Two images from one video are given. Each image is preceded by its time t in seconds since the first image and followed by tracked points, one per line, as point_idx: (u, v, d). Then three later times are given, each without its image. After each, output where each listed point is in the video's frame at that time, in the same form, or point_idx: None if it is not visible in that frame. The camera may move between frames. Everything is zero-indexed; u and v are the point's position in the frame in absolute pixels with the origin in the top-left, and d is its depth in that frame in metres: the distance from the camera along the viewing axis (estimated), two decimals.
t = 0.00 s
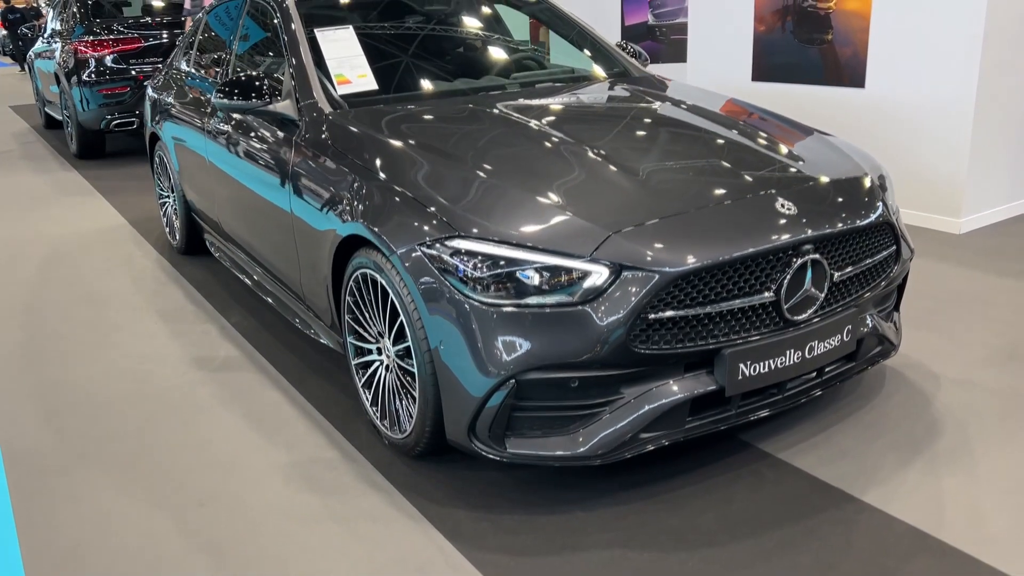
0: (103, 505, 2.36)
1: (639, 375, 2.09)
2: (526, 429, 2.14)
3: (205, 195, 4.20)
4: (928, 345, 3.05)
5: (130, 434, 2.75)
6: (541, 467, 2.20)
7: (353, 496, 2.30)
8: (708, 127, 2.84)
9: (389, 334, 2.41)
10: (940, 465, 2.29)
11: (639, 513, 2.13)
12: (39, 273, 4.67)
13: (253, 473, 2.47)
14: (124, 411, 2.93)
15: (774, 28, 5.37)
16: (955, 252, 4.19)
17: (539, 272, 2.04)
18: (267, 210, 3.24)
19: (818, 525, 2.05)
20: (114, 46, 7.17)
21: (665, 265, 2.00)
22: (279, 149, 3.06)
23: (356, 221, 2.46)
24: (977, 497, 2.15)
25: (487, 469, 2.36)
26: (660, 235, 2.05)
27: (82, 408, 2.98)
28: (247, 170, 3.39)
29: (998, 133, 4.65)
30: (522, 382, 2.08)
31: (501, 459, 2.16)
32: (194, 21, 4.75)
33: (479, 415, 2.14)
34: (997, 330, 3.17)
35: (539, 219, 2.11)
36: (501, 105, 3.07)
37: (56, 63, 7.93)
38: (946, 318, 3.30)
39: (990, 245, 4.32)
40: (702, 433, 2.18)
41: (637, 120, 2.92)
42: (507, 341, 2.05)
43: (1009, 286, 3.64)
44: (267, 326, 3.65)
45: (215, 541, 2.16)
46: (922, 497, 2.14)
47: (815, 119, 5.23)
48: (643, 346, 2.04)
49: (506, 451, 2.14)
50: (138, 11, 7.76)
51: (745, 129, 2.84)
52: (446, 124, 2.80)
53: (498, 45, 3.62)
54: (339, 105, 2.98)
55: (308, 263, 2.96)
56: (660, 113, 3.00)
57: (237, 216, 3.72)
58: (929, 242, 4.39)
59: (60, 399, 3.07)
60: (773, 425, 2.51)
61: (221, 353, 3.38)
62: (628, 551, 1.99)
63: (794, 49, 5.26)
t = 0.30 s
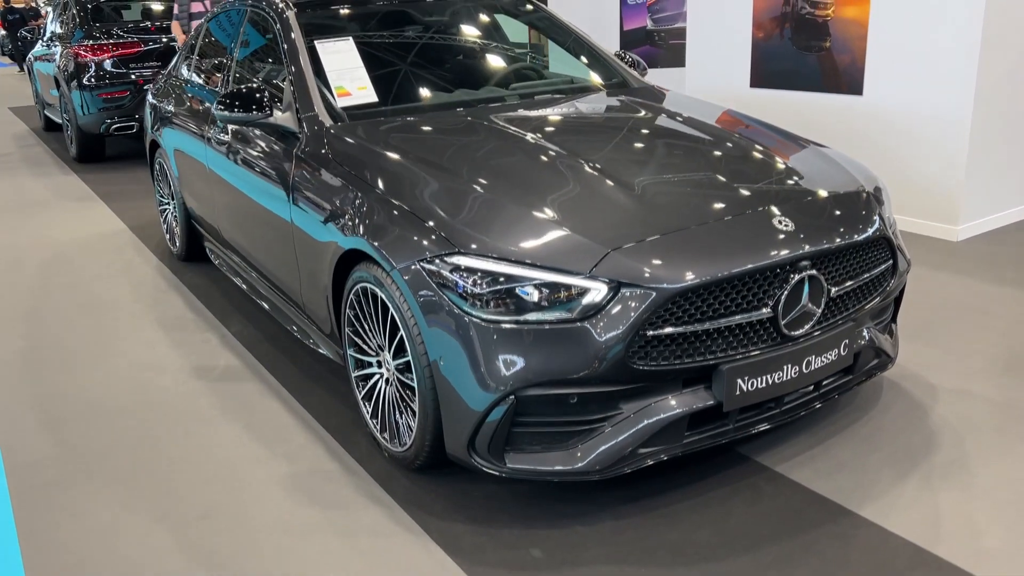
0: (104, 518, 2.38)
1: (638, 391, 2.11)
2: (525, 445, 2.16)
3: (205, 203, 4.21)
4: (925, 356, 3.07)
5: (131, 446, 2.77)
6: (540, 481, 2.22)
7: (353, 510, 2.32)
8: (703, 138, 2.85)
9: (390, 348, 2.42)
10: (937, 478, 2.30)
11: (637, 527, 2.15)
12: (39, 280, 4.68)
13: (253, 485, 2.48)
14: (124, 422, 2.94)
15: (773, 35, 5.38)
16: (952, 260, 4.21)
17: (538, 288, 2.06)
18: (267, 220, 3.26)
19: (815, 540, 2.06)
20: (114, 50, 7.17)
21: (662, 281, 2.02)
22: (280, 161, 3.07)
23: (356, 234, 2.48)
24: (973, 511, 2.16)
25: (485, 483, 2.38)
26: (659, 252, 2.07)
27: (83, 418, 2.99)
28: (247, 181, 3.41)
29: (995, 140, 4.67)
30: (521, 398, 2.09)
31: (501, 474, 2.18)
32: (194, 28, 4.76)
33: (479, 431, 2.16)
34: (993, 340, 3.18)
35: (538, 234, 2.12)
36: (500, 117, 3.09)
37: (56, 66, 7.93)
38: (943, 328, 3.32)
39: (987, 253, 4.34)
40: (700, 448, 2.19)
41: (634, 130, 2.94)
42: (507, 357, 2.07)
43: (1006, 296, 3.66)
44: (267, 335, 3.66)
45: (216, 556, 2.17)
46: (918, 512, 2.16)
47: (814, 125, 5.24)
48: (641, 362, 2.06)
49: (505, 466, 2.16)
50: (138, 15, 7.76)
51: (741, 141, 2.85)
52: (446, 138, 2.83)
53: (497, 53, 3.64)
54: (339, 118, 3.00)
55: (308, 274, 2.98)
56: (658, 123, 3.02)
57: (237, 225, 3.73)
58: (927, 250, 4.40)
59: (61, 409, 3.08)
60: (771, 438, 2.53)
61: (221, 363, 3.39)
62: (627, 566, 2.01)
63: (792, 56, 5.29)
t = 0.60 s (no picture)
0: (106, 530, 2.39)
1: (636, 406, 2.12)
2: (524, 458, 2.17)
3: (204, 210, 4.22)
4: (923, 365, 3.08)
5: (132, 457, 2.77)
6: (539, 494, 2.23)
7: (354, 522, 2.33)
8: (700, 149, 2.87)
9: (390, 361, 2.43)
10: (934, 491, 2.32)
11: (636, 540, 2.16)
12: (39, 286, 4.69)
13: (254, 497, 2.49)
14: (125, 432, 2.95)
15: (771, 41, 5.40)
16: (949, 267, 4.22)
17: (536, 303, 2.07)
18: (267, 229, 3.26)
19: (813, 554, 2.08)
20: (113, 54, 7.17)
21: (660, 296, 2.03)
22: (280, 171, 3.08)
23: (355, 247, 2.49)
24: (969, 524, 2.18)
25: (485, 495, 2.39)
26: (657, 266, 2.08)
27: (84, 429, 3.00)
28: (246, 189, 3.42)
29: (993, 148, 4.69)
30: (521, 413, 2.10)
31: (501, 487, 2.19)
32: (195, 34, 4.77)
33: (478, 444, 2.17)
34: (989, 350, 3.20)
35: (536, 249, 2.13)
36: (498, 127, 3.10)
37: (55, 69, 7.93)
38: (940, 337, 3.33)
39: (985, 260, 4.35)
40: (698, 462, 2.20)
41: (632, 140, 2.95)
42: (506, 372, 2.08)
43: (1003, 303, 3.67)
44: (267, 344, 3.67)
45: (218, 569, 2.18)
46: (915, 525, 2.17)
47: (812, 131, 5.26)
48: (639, 377, 2.07)
49: (505, 479, 2.17)
50: (137, 18, 7.77)
51: (737, 152, 2.87)
52: (443, 148, 2.84)
53: (495, 60, 3.66)
54: (339, 129, 3.02)
55: (308, 284, 2.99)
56: (657, 132, 3.04)
57: (236, 232, 3.74)
58: (924, 257, 4.42)
59: (63, 419, 3.09)
60: (769, 450, 2.54)
61: (222, 372, 3.40)
62: None
63: (791, 62, 5.30)
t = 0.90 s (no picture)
0: (106, 539, 2.41)
1: (634, 419, 2.13)
2: (522, 470, 2.19)
3: (203, 217, 4.23)
4: (920, 374, 3.09)
5: (133, 466, 2.79)
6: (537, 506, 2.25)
7: (353, 533, 2.34)
8: (698, 159, 2.88)
9: (389, 372, 2.45)
10: (929, 502, 2.33)
11: (634, 551, 2.17)
12: (40, 291, 4.70)
13: (254, 506, 2.51)
14: (126, 440, 2.97)
15: (770, 47, 5.41)
16: (946, 273, 4.24)
17: (535, 316, 2.08)
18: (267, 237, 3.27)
19: (808, 566, 2.09)
20: (113, 56, 7.18)
21: (658, 310, 2.04)
22: (280, 181, 3.09)
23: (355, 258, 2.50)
24: (964, 536, 2.19)
25: (484, 505, 2.41)
26: (655, 280, 2.10)
27: (85, 436, 3.02)
28: (246, 197, 3.42)
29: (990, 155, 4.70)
30: (519, 426, 2.12)
31: (498, 499, 2.21)
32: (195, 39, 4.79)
33: (477, 456, 2.18)
34: (986, 358, 3.21)
35: (535, 262, 2.15)
36: (497, 136, 3.11)
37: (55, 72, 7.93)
38: (937, 345, 3.34)
39: (982, 267, 4.36)
40: (694, 474, 2.22)
41: (629, 149, 2.97)
42: (506, 386, 2.09)
43: (1000, 311, 3.68)
44: (267, 350, 3.68)
45: None
46: (910, 537, 2.19)
47: (811, 136, 5.27)
48: (637, 391, 2.08)
49: (502, 491, 2.19)
50: (137, 21, 7.77)
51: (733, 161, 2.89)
52: (442, 157, 2.86)
53: (494, 67, 3.67)
54: (339, 139, 3.03)
55: (307, 294, 2.99)
56: (655, 142, 3.06)
57: (235, 239, 3.75)
58: (922, 264, 4.43)
59: (63, 427, 3.10)
60: (765, 460, 2.55)
61: (222, 379, 3.41)
62: None
63: (790, 67, 5.32)
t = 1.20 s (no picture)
0: (106, 545, 2.42)
1: (633, 429, 2.15)
2: (522, 479, 2.20)
3: (204, 221, 4.24)
4: (917, 382, 3.10)
5: (135, 472, 2.80)
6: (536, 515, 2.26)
7: (354, 540, 2.35)
8: (696, 166, 2.90)
9: (389, 380, 2.46)
10: (926, 512, 2.34)
11: (632, 560, 2.19)
12: (41, 295, 4.71)
13: (255, 513, 2.52)
14: (127, 446, 2.98)
15: (769, 51, 5.43)
16: (943, 279, 4.25)
17: (535, 326, 2.09)
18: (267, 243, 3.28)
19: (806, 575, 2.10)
20: (113, 58, 7.20)
21: (657, 320, 2.05)
22: (280, 188, 3.10)
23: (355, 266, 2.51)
24: (961, 545, 2.21)
25: (483, 513, 2.42)
26: (655, 290, 2.11)
27: (85, 442, 3.03)
28: (246, 203, 3.43)
29: (989, 161, 4.71)
30: (519, 435, 2.13)
31: (498, 508, 2.22)
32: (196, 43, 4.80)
33: (477, 465, 2.19)
34: (983, 365, 3.22)
35: (534, 271, 2.16)
36: (496, 142, 3.12)
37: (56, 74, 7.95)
38: (935, 352, 3.35)
39: (980, 272, 4.37)
40: (693, 483, 2.24)
41: (628, 155, 2.99)
42: (506, 396, 2.10)
43: (997, 318, 3.70)
44: (267, 356, 3.69)
45: None
46: (907, 546, 2.20)
47: (811, 141, 5.28)
48: (636, 401, 2.10)
49: (502, 500, 2.20)
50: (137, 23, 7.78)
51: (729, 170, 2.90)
52: (441, 164, 2.87)
53: (493, 72, 3.68)
54: (339, 146, 3.04)
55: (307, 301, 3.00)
56: (654, 148, 3.08)
57: (234, 244, 3.77)
58: (921, 269, 4.44)
59: (64, 432, 3.12)
60: (763, 468, 2.57)
61: (223, 384, 3.42)
62: None
63: (789, 72, 5.33)
